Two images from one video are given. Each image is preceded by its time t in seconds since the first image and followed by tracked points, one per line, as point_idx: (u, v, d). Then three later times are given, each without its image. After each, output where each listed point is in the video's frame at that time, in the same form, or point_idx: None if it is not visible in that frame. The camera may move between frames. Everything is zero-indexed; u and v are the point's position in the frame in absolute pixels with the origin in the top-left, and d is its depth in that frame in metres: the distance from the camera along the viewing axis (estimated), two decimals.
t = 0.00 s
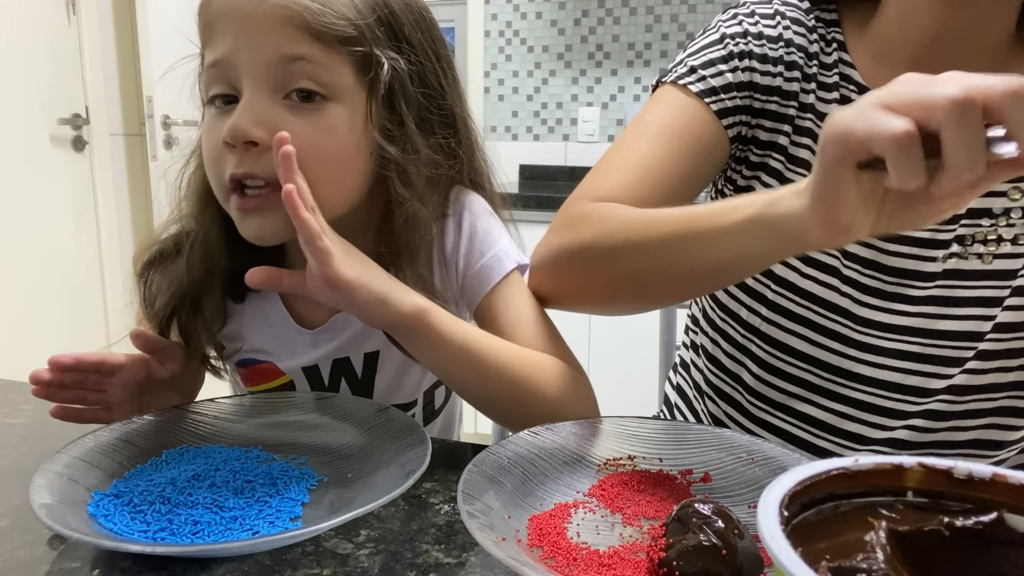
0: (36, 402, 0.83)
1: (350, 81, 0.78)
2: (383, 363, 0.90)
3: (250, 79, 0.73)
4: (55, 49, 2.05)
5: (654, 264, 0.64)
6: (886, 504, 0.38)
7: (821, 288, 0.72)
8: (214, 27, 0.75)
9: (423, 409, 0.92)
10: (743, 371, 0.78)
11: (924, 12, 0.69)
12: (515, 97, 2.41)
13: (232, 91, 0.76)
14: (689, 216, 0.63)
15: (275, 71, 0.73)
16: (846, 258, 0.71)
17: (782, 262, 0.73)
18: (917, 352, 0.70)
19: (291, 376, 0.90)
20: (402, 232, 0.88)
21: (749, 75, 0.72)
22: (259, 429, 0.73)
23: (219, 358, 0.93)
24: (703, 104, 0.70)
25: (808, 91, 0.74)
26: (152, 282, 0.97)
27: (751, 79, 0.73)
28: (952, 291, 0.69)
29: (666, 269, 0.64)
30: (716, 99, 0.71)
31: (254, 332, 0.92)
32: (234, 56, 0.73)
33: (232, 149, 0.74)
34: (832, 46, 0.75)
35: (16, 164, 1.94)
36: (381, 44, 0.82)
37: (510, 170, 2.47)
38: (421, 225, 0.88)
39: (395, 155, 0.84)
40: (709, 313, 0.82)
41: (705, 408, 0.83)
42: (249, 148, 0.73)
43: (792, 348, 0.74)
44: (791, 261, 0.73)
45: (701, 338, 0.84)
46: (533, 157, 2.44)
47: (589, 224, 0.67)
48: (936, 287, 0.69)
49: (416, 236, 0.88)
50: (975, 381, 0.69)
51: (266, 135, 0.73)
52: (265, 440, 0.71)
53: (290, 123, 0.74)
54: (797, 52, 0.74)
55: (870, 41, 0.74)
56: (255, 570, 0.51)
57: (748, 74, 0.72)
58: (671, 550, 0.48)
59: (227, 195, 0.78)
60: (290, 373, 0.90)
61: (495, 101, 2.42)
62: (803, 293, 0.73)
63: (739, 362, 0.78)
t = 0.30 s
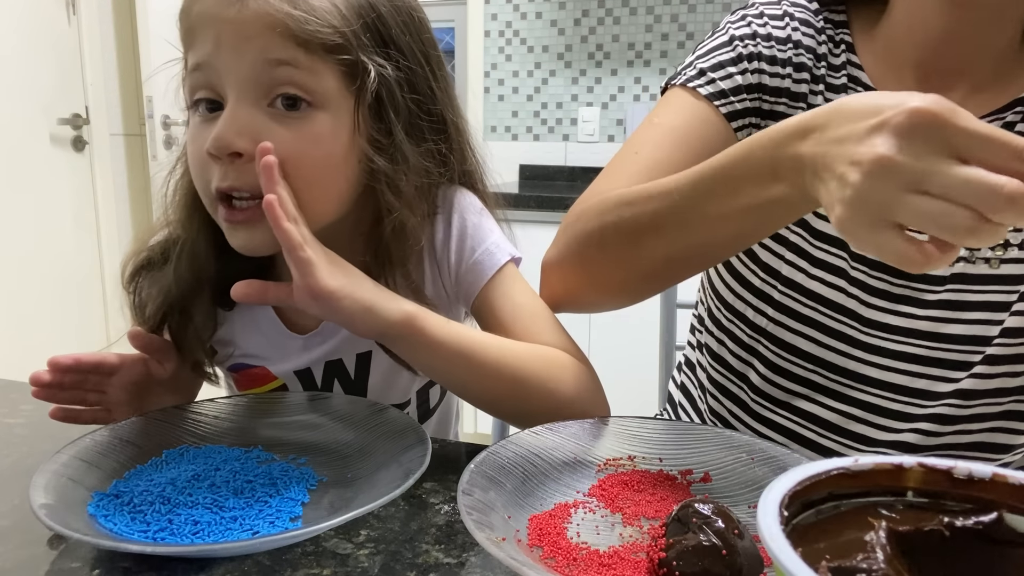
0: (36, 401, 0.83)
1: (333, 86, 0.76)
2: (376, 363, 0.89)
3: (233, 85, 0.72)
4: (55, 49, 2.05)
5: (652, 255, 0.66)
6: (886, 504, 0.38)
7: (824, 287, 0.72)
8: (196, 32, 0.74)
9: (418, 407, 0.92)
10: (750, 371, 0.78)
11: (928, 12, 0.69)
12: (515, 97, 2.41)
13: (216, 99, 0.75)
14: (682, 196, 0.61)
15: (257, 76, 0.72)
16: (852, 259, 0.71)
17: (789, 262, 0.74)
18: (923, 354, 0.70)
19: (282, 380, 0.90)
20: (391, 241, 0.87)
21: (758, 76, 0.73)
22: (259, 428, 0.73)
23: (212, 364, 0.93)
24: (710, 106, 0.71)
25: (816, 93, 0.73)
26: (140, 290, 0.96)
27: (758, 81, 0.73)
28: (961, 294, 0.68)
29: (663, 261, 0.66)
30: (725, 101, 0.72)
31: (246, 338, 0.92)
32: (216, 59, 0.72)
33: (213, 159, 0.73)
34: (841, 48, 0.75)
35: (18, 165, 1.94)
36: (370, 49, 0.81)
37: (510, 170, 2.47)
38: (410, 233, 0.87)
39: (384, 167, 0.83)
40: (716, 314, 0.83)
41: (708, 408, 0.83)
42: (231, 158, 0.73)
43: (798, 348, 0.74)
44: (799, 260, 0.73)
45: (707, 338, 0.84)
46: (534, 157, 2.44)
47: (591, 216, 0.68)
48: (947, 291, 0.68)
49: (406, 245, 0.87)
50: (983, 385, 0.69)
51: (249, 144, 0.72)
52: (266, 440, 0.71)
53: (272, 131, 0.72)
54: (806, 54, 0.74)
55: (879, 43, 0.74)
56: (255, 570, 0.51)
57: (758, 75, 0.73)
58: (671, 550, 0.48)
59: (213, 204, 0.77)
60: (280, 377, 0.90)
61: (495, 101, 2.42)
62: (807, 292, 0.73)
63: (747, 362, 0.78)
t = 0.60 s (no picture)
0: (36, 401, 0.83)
1: (326, 91, 0.76)
2: (371, 368, 0.89)
3: (222, 86, 0.72)
4: (55, 49, 2.06)
5: (652, 278, 0.66)
6: (886, 504, 0.38)
7: (825, 289, 0.72)
8: (185, 32, 0.74)
9: (416, 409, 0.92)
10: (751, 372, 0.78)
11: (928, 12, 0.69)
12: (515, 97, 2.41)
13: (206, 101, 0.75)
14: (697, 224, 0.62)
15: (248, 77, 0.72)
16: (853, 261, 0.71)
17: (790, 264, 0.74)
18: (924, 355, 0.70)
19: (275, 385, 0.90)
20: (385, 248, 0.87)
21: (761, 80, 0.72)
22: (257, 429, 0.73)
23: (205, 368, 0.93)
24: (711, 110, 0.70)
25: (819, 96, 0.74)
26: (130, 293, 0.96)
27: (761, 84, 0.72)
28: (960, 297, 0.68)
29: (663, 280, 0.65)
30: (727, 106, 0.70)
31: (237, 344, 0.92)
32: (206, 59, 0.72)
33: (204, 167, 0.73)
34: (842, 51, 0.75)
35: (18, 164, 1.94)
36: (359, 52, 0.80)
37: (511, 170, 2.47)
38: (404, 241, 0.87)
39: (378, 173, 0.83)
40: (716, 314, 0.82)
41: (710, 409, 0.82)
42: (222, 165, 0.73)
43: (800, 351, 0.74)
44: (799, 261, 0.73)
45: (708, 338, 0.84)
46: (533, 157, 2.44)
47: (602, 233, 0.67)
48: (947, 293, 0.68)
49: (400, 252, 0.88)
50: (985, 387, 0.69)
51: (238, 150, 0.72)
52: (265, 440, 0.71)
53: (262, 136, 0.72)
54: (807, 56, 0.74)
55: (882, 44, 0.74)
56: (255, 570, 0.51)
57: (760, 79, 0.72)
58: (671, 550, 0.48)
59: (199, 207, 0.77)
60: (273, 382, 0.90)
61: (495, 101, 2.42)
62: (806, 294, 0.73)
63: (749, 364, 0.78)
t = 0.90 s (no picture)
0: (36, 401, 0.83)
1: (324, 85, 0.76)
2: (371, 367, 0.89)
3: (219, 80, 0.72)
4: (55, 49, 2.06)
5: (657, 294, 0.65)
6: (886, 505, 0.38)
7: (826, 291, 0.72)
8: (181, 24, 0.74)
9: (417, 408, 0.92)
10: (752, 374, 0.78)
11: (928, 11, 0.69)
12: (515, 97, 2.41)
13: (202, 93, 0.75)
14: (702, 249, 0.62)
15: (245, 71, 0.72)
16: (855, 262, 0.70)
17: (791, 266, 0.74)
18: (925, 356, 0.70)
19: (275, 382, 0.90)
20: (384, 247, 0.88)
21: (762, 86, 0.72)
22: (258, 429, 0.73)
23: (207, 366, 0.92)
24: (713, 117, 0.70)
25: (820, 98, 0.74)
26: (129, 290, 0.96)
27: (761, 87, 0.72)
28: (960, 298, 0.69)
29: (668, 299, 0.65)
30: (727, 112, 0.70)
31: (237, 341, 0.92)
32: (206, 58, 0.72)
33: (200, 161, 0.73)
34: (842, 53, 0.75)
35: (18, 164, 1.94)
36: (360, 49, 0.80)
37: (511, 170, 2.47)
38: (403, 241, 0.87)
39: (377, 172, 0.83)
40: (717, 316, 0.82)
41: (711, 409, 0.82)
42: (218, 159, 0.73)
43: (802, 353, 0.74)
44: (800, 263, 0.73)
45: (709, 339, 0.84)
46: (534, 157, 2.44)
47: (611, 248, 0.67)
48: (946, 295, 0.69)
49: (400, 250, 0.88)
50: (986, 388, 0.69)
51: (235, 144, 0.72)
52: (266, 440, 0.71)
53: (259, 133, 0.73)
54: (807, 59, 0.74)
55: (882, 44, 0.74)
56: (255, 570, 0.51)
57: (760, 84, 0.72)
58: (671, 550, 0.48)
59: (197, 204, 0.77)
60: (273, 379, 0.90)
61: (495, 101, 2.42)
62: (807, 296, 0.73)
63: (750, 366, 0.78)
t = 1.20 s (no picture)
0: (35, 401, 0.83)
1: (325, 88, 0.76)
2: (370, 369, 0.89)
3: (219, 83, 0.72)
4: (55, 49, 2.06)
5: (659, 298, 0.65)
6: (886, 504, 0.38)
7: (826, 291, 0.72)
8: (183, 25, 0.74)
9: (415, 410, 0.92)
10: (752, 372, 0.78)
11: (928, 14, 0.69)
12: (515, 97, 2.41)
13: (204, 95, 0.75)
14: (712, 254, 0.62)
15: (246, 74, 0.72)
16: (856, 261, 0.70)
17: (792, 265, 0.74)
18: (926, 356, 0.70)
19: (273, 383, 0.90)
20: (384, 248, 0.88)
21: (766, 85, 0.72)
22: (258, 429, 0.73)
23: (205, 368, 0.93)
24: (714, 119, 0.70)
25: (824, 97, 0.74)
26: (129, 290, 0.96)
27: (764, 88, 0.72)
28: (962, 299, 0.69)
29: (670, 301, 0.65)
30: (728, 113, 0.70)
31: (235, 342, 0.92)
32: (207, 59, 0.72)
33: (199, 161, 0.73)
34: (847, 53, 0.75)
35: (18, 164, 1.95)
36: (360, 50, 0.80)
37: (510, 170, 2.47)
38: (404, 241, 0.87)
39: (378, 175, 0.83)
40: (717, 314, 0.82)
41: (712, 409, 0.82)
42: (217, 160, 0.73)
43: (803, 352, 0.74)
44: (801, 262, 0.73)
45: (710, 338, 0.84)
46: (534, 157, 2.44)
47: (615, 252, 0.66)
48: (948, 295, 0.69)
49: (401, 252, 0.88)
50: (991, 391, 0.69)
51: (236, 146, 0.72)
52: (266, 440, 0.71)
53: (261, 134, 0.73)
54: (812, 59, 0.74)
55: (883, 46, 0.74)
56: (255, 570, 0.51)
57: (763, 84, 0.72)
58: (671, 550, 0.48)
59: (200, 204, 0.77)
60: (272, 380, 0.90)
61: (495, 101, 2.42)
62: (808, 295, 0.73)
63: (751, 364, 0.78)
